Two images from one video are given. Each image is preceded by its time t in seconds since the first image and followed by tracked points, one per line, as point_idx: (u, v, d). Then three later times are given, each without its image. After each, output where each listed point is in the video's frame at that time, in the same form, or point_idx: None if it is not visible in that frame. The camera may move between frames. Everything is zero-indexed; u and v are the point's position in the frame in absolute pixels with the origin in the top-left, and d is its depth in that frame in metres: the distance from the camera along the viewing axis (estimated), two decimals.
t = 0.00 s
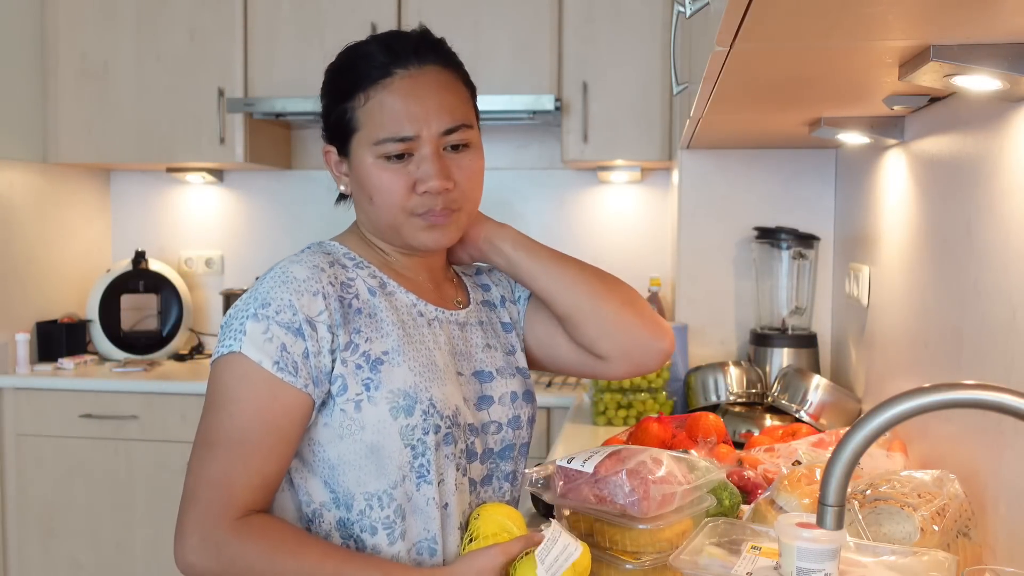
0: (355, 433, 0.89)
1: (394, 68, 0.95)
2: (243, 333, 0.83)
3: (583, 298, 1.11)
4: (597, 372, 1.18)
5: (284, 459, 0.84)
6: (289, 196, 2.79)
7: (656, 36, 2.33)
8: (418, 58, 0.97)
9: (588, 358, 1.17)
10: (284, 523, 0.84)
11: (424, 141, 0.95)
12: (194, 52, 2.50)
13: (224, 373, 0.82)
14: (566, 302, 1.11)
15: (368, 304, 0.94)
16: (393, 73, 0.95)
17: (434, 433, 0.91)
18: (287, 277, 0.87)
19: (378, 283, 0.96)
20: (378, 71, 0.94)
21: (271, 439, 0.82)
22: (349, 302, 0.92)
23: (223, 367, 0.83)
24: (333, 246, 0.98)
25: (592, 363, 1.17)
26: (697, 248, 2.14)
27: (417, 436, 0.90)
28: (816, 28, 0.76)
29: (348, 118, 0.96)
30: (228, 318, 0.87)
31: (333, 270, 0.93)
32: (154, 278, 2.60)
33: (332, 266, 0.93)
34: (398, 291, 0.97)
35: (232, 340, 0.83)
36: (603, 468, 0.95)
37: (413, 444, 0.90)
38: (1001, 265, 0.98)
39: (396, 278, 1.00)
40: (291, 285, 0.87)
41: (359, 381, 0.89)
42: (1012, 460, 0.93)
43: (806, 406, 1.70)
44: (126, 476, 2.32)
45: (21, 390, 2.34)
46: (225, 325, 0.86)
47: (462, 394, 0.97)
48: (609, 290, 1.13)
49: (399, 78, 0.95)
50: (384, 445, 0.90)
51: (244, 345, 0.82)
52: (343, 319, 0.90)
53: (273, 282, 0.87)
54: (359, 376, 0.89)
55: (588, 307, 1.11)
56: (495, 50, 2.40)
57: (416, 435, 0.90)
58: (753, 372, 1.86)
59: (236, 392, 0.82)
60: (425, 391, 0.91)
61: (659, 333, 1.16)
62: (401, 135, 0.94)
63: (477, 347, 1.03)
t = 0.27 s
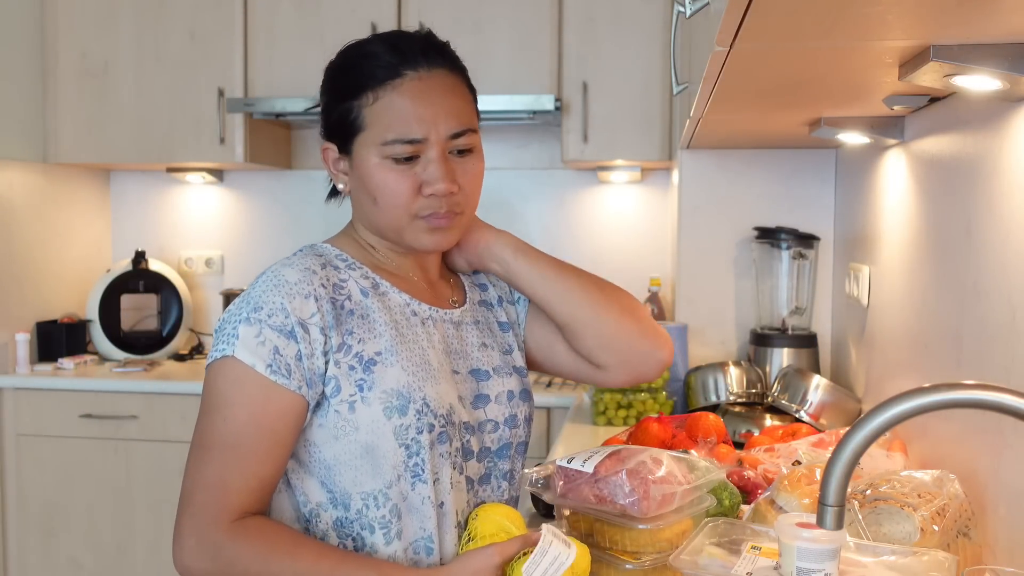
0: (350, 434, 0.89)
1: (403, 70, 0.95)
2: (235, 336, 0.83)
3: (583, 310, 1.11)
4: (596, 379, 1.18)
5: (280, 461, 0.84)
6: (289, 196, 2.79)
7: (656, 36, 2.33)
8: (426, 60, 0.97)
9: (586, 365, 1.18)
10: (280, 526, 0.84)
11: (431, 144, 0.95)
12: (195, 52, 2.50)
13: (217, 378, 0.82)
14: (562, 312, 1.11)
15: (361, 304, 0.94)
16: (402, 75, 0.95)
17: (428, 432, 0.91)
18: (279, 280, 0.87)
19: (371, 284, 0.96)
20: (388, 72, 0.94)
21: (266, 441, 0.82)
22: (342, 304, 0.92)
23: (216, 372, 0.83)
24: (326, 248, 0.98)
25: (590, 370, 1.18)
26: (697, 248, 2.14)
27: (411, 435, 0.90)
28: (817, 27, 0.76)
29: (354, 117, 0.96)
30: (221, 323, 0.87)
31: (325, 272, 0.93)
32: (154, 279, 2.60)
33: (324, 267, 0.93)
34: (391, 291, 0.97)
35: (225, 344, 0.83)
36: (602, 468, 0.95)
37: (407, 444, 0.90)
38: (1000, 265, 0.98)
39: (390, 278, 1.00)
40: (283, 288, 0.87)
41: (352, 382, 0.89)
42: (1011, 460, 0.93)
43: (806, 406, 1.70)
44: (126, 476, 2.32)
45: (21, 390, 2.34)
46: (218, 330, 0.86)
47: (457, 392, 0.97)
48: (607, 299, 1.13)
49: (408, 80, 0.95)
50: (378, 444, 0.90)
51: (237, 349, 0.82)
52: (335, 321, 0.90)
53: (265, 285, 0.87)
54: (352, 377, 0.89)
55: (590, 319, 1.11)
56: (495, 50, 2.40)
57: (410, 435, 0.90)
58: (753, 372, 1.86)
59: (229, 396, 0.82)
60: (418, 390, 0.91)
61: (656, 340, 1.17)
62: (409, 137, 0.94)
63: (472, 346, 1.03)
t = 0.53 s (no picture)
0: (351, 435, 0.89)
1: (424, 66, 0.96)
2: (235, 340, 0.83)
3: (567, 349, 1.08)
4: (570, 411, 1.15)
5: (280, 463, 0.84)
6: (289, 196, 2.78)
7: (656, 36, 2.33)
8: (442, 56, 0.98)
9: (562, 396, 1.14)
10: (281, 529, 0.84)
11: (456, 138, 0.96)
12: (195, 52, 2.50)
13: (217, 381, 0.83)
14: (544, 341, 1.08)
15: (361, 306, 0.94)
16: (424, 70, 0.95)
17: (430, 433, 0.91)
18: (278, 283, 0.87)
19: (371, 285, 0.96)
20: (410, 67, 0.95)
21: (266, 443, 0.82)
22: (342, 306, 0.92)
23: (217, 375, 0.83)
24: (326, 250, 0.98)
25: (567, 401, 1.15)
26: (697, 248, 2.14)
27: (413, 436, 0.90)
28: (817, 27, 0.76)
29: (376, 113, 0.95)
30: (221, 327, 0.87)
31: (325, 274, 0.93)
32: (154, 279, 2.60)
33: (324, 270, 0.93)
34: (391, 292, 0.97)
35: (225, 347, 0.83)
36: (602, 468, 0.95)
37: (409, 445, 0.90)
38: (1000, 265, 0.98)
39: (390, 279, 1.00)
40: (282, 290, 0.87)
41: (353, 384, 0.89)
42: (1012, 461, 0.93)
43: (806, 406, 1.70)
44: (126, 476, 2.32)
45: (21, 390, 2.34)
46: (218, 334, 0.86)
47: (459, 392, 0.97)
48: (595, 336, 1.10)
49: (430, 76, 0.96)
50: (381, 445, 0.90)
51: (237, 352, 0.82)
52: (336, 323, 0.90)
53: (264, 288, 0.87)
54: (353, 379, 0.89)
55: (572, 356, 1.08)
56: (495, 50, 2.40)
57: (412, 436, 0.90)
58: (753, 372, 1.86)
59: (228, 400, 0.82)
60: (419, 391, 0.91)
61: (637, 381, 1.13)
62: (436, 131, 0.95)
63: (473, 346, 1.03)
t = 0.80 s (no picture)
0: (353, 433, 0.89)
1: (424, 56, 0.98)
2: (237, 336, 0.83)
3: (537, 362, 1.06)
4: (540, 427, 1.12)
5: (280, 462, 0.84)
6: (289, 196, 2.78)
7: (656, 36, 2.33)
8: (440, 49, 1.00)
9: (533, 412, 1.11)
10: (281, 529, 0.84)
11: (458, 124, 0.97)
12: (195, 52, 2.50)
13: (218, 379, 0.83)
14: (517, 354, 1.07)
15: (362, 304, 0.94)
16: (425, 60, 0.97)
17: (432, 431, 0.91)
18: (280, 280, 0.87)
19: (372, 283, 0.96)
20: (411, 57, 0.96)
21: (266, 442, 0.82)
22: (343, 303, 0.92)
23: (218, 372, 0.83)
24: (326, 248, 0.98)
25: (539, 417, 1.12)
26: (697, 248, 2.14)
27: (414, 434, 0.90)
28: (817, 27, 0.76)
29: (379, 101, 0.96)
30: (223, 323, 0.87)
31: (326, 272, 0.93)
32: (154, 279, 2.60)
33: (325, 267, 0.93)
34: (392, 290, 0.97)
35: (227, 344, 0.83)
36: (603, 468, 0.95)
37: (410, 442, 0.90)
38: (1000, 265, 0.98)
39: (391, 278, 1.00)
40: (284, 288, 0.87)
41: (355, 382, 0.89)
42: (1012, 460, 0.93)
43: (806, 406, 1.70)
44: (126, 476, 2.32)
45: (21, 390, 2.34)
46: (220, 330, 0.86)
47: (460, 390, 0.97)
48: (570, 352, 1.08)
49: (431, 65, 0.97)
50: (382, 443, 0.90)
51: (239, 349, 0.82)
52: (337, 321, 0.90)
53: (266, 286, 0.87)
54: (354, 377, 0.89)
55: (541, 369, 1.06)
56: (494, 50, 2.40)
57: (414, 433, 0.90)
58: (753, 372, 1.86)
59: (229, 397, 0.82)
60: (421, 389, 0.91)
61: (606, 407, 1.11)
62: (439, 116, 0.96)
63: (473, 344, 1.04)
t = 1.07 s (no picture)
0: (347, 439, 0.89)
1: (404, 52, 0.97)
2: (229, 345, 0.83)
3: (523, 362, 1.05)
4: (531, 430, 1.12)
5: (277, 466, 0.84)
6: (289, 196, 2.78)
7: (656, 36, 2.33)
8: (421, 45, 1.00)
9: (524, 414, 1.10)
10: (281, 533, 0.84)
11: (438, 119, 0.97)
12: (194, 52, 2.50)
13: (211, 389, 0.82)
14: (506, 354, 1.06)
15: (354, 309, 0.94)
16: (403, 55, 0.97)
17: (425, 434, 0.91)
18: (271, 288, 0.87)
19: (363, 287, 0.96)
20: (389, 53, 0.96)
21: (263, 446, 0.82)
22: (334, 309, 0.92)
23: (211, 382, 0.83)
24: (318, 253, 0.98)
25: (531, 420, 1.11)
26: (697, 248, 2.14)
27: (408, 438, 0.90)
28: (816, 27, 0.76)
29: (357, 98, 0.96)
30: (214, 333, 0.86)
31: (318, 278, 0.93)
32: (154, 279, 2.60)
33: (316, 273, 0.93)
34: (384, 294, 0.97)
35: (219, 353, 0.83)
36: (603, 468, 0.95)
37: (404, 447, 0.90)
38: (1000, 265, 0.98)
39: (382, 280, 1.00)
40: (275, 295, 0.87)
41: (347, 388, 0.89)
42: (1011, 460, 0.93)
43: (806, 406, 1.70)
44: (126, 476, 2.31)
45: (21, 390, 2.35)
46: (211, 340, 0.86)
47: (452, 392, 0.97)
48: (556, 354, 1.07)
49: (410, 61, 0.97)
50: (376, 447, 0.90)
51: (231, 358, 0.82)
52: (329, 326, 0.90)
53: (256, 293, 0.87)
54: (346, 382, 0.90)
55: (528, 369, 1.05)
56: (494, 50, 2.40)
57: (407, 437, 0.90)
58: (753, 372, 1.86)
59: (223, 406, 0.82)
60: (414, 393, 0.91)
61: (595, 409, 1.10)
62: (417, 111, 0.96)
63: (466, 346, 1.04)
